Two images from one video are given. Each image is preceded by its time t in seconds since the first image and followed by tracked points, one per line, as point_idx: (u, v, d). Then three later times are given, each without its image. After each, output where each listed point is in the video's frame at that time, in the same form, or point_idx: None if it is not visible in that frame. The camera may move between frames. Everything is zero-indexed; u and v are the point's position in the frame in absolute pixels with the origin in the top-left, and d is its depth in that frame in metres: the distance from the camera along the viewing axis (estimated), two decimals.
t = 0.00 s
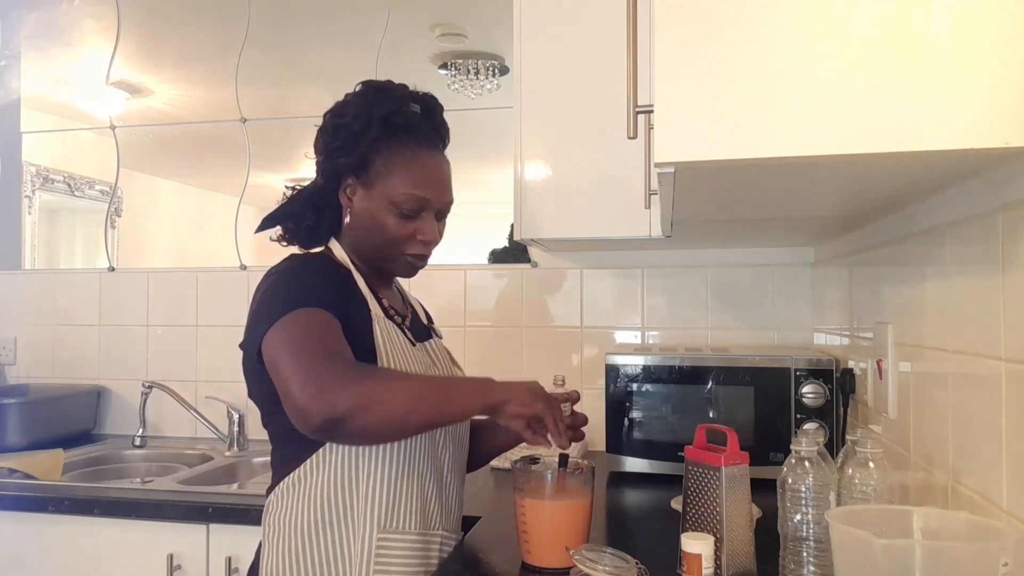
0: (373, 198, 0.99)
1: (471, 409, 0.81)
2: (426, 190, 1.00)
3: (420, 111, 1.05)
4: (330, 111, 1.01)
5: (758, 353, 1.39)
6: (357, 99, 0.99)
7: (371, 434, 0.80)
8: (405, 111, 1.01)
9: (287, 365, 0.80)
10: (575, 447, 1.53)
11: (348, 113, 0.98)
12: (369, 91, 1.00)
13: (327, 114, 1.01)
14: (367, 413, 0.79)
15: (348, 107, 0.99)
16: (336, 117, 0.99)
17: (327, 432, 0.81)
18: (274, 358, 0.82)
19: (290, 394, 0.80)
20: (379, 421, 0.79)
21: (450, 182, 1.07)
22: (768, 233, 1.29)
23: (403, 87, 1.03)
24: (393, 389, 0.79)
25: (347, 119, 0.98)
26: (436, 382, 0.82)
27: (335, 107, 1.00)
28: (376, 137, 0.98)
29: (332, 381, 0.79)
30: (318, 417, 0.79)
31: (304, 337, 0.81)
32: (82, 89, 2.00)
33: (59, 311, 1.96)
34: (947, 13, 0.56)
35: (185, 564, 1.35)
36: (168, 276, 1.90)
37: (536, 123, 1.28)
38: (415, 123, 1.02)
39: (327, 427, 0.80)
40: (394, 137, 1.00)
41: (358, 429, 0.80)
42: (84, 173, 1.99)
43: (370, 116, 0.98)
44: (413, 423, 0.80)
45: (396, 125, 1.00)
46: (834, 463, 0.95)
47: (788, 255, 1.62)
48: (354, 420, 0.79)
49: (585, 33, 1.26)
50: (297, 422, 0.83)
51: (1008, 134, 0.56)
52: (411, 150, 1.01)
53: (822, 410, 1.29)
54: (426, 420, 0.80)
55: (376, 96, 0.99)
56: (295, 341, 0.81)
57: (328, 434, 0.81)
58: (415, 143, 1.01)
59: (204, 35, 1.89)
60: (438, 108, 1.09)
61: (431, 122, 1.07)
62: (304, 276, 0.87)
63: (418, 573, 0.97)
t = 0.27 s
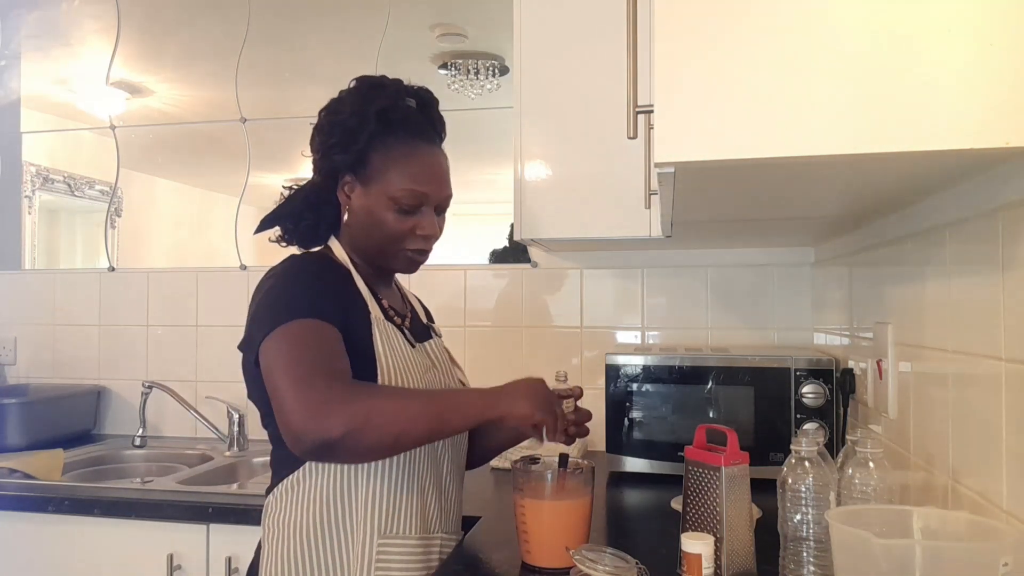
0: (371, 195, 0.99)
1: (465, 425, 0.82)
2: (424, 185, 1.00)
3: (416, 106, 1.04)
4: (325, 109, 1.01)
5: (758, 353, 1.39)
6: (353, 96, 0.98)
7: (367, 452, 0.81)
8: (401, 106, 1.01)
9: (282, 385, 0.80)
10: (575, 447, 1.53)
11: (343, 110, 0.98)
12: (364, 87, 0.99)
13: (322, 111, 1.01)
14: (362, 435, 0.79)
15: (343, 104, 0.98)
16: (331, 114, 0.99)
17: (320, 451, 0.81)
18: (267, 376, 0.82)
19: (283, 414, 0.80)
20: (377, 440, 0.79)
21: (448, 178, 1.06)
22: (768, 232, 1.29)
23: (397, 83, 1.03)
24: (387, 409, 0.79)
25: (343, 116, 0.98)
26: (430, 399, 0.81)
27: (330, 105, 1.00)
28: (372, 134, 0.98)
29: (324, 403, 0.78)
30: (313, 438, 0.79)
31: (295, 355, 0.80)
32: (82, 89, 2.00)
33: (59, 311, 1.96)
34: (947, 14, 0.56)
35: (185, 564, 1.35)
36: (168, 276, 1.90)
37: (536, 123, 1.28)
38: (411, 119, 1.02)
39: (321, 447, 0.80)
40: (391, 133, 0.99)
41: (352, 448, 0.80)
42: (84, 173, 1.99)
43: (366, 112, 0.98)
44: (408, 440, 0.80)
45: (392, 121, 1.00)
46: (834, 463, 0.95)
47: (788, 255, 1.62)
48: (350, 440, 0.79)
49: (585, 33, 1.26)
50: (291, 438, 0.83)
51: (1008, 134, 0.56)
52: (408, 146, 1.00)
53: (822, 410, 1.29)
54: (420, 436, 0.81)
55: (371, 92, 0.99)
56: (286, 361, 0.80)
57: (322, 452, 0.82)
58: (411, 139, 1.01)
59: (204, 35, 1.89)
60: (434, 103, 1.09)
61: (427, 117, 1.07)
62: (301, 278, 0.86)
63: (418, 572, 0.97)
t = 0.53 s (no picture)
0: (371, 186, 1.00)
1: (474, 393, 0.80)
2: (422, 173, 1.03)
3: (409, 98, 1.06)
4: (319, 106, 1.00)
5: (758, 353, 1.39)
6: (347, 89, 0.99)
7: (383, 442, 0.80)
8: (394, 99, 1.02)
9: (289, 388, 0.80)
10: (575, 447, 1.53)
11: (338, 105, 0.98)
12: (357, 80, 0.99)
13: (316, 108, 1.01)
14: (374, 423, 0.78)
15: (337, 98, 0.98)
16: (326, 109, 0.99)
17: (337, 449, 0.81)
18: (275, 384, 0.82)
19: (295, 418, 0.80)
20: (387, 430, 0.79)
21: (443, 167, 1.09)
22: (768, 232, 1.29)
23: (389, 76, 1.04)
24: (393, 393, 0.79)
25: (338, 110, 0.98)
26: (435, 373, 0.80)
27: (324, 100, 1.00)
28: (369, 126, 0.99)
29: (332, 398, 0.78)
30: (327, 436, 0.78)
31: (297, 356, 0.80)
32: (82, 89, 2.00)
33: (59, 311, 1.96)
34: (946, 14, 0.56)
35: (186, 564, 1.35)
36: (168, 276, 1.90)
37: (536, 123, 1.28)
38: (405, 111, 1.04)
39: (338, 444, 0.79)
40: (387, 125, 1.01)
41: (368, 439, 0.79)
42: (84, 173, 1.99)
43: (362, 104, 0.98)
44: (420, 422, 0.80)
45: (387, 113, 1.01)
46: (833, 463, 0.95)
47: (788, 255, 1.62)
48: (363, 431, 0.78)
49: (585, 33, 1.26)
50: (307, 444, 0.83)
51: (1008, 134, 0.56)
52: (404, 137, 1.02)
53: (822, 410, 1.29)
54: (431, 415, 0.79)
55: (365, 85, 0.99)
56: (291, 362, 0.80)
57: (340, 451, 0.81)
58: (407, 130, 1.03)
59: (204, 35, 1.89)
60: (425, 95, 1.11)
61: (419, 109, 1.08)
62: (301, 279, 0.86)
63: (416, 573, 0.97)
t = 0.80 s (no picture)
0: (371, 181, 0.99)
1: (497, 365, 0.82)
2: (422, 165, 1.02)
3: (405, 92, 1.05)
4: (314, 104, 1.01)
5: (758, 353, 1.39)
6: (342, 85, 0.99)
7: (403, 403, 0.80)
8: (389, 92, 1.01)
9: (307, 345, 0.79)
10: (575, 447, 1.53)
11: (333, 102, 0.98)
12: (352, 76, 0.99)
13: (313, 106, 1.01)
14: (397, 379, 0.78)
15: (333, 94, 0.98)
16: (323, 106, 0.99)
17: (354, 406, 0.80)
18: (288, 344, 0.81)
19: (311, 374, 0.79)
20: (413, 389, 0.79)
21: (444, 160, 1.08)
22: (768, 232, 1.29)
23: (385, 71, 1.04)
24: (417, 351, 0.79)
25: (334, 106, 0.98)
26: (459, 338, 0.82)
27: (320, 97, 1.00)
28: (366, 120, 0.98)
29: (355, 353, 0.79)
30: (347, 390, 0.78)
31: (319, 315, 0.81)
32: (82, 89, 2.00)
33: (59, 311, 1.97)
34: (946, 14, 0.56)
35: (185, 564, 1.35)
36: (168, 276, 1.90)
37: (536, 123, 1.28)
38: (402, 105, 1.03)
39: (357, 400, 0.79)
40: (384, 119, 1.00)
41: (389, 398, 0.79)
42: (84, 173, 1.99)
43: (358, 99, 0.98)
44: (443, 385, 0.80)
45: (384, 107, 1.00)
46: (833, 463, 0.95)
47: (788, 255, 1.62)
48: (386, 388, 0.79)
49: (585, 34, 1.26)
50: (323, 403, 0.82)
51: (1008, 134, 0.56)
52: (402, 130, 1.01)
53: (822, 410, 1.29)
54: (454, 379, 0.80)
55: (358, 81, 0.99)
56: (311, 320, 0.80)
57: (358, 410, 0.80)
58: (404, 123, 1.02)
59: (204, 35, 1.89)
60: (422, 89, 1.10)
61: (416, 102, 1.07)
62: (304, 272, 0.85)
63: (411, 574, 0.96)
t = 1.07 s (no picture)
0: (372, 176, 0.98)
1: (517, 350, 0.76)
2: (423, 159, 1.00)
3: (403, 88, 1.05)
4: (312, 103, 1.01)
5: (758, 353, 1.39)
6: (340, 83, 0.98)
7: (414, 380, 0.75)
8: (387, 88, 1.00)
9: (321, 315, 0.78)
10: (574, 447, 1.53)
11: (331, 100, 0.98)
12: (350, 73, 0.99)
13: (311, 105, 1.01)
14: (409, 351, 0.75)
15: (331, 92, 0.98)
16: (321, 104, 0.99)
17: (364, 381, 0.76)
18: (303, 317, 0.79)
19: (323, 344, 0.76)
20: (424, 364, 0.75)
21: (445, 153, 1.07)
22: (768, 232, 1.29)
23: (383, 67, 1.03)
24: (430, 326, 0.76)
25: (333, 104, 0.97)
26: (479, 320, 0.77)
27: (318, 95, 1.00)
28: (365, 117, 0.98)
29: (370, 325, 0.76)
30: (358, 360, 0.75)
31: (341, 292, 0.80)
32: (82, 89, 2.00)
33: (59, 311, 1.97)
34: (947, 14, 0.56)
35: (185, 564, 1.35)
36: (168, 276, 1.90)
37: (536, 123, 1.28)
38: (400, 100, 1.02)
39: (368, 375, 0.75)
40: (383, 114, 1.00)
41: (399, 373, 0.75)
42: (84, 173, 1.99)
43: (356, 96, 0.97)
44: (457, 364, 0.75)
45: (383, 103, 1.00)
46: (833, 463, 0.95)
47: (788, 255, 1.62)
48: (398, 361, 0.75)
49: (584, 34, 1.26)
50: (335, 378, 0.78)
51: (1008, 134, 0.56)
52: (402, 126, 1.01)
53: (822, 410, 1.29)
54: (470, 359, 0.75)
55: (356, 78, 0.99)
56: (331, 295, 0.79)
57: (369, 387, 0.77)
58: (403, 118, 1.01)
59: (204, 35, 1.89)
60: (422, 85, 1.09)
61: (415, 98, 1.06)
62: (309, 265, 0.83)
63: None
